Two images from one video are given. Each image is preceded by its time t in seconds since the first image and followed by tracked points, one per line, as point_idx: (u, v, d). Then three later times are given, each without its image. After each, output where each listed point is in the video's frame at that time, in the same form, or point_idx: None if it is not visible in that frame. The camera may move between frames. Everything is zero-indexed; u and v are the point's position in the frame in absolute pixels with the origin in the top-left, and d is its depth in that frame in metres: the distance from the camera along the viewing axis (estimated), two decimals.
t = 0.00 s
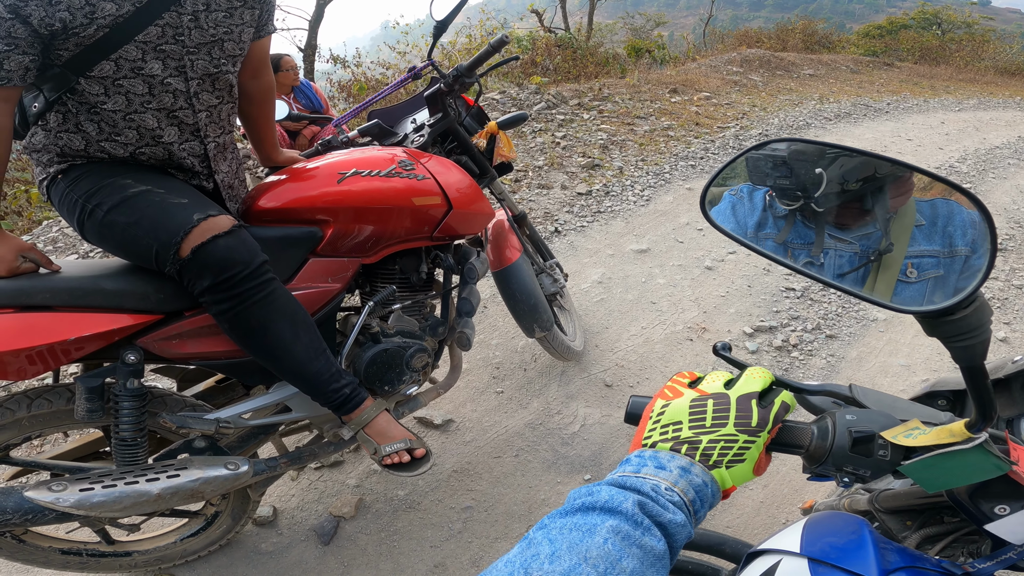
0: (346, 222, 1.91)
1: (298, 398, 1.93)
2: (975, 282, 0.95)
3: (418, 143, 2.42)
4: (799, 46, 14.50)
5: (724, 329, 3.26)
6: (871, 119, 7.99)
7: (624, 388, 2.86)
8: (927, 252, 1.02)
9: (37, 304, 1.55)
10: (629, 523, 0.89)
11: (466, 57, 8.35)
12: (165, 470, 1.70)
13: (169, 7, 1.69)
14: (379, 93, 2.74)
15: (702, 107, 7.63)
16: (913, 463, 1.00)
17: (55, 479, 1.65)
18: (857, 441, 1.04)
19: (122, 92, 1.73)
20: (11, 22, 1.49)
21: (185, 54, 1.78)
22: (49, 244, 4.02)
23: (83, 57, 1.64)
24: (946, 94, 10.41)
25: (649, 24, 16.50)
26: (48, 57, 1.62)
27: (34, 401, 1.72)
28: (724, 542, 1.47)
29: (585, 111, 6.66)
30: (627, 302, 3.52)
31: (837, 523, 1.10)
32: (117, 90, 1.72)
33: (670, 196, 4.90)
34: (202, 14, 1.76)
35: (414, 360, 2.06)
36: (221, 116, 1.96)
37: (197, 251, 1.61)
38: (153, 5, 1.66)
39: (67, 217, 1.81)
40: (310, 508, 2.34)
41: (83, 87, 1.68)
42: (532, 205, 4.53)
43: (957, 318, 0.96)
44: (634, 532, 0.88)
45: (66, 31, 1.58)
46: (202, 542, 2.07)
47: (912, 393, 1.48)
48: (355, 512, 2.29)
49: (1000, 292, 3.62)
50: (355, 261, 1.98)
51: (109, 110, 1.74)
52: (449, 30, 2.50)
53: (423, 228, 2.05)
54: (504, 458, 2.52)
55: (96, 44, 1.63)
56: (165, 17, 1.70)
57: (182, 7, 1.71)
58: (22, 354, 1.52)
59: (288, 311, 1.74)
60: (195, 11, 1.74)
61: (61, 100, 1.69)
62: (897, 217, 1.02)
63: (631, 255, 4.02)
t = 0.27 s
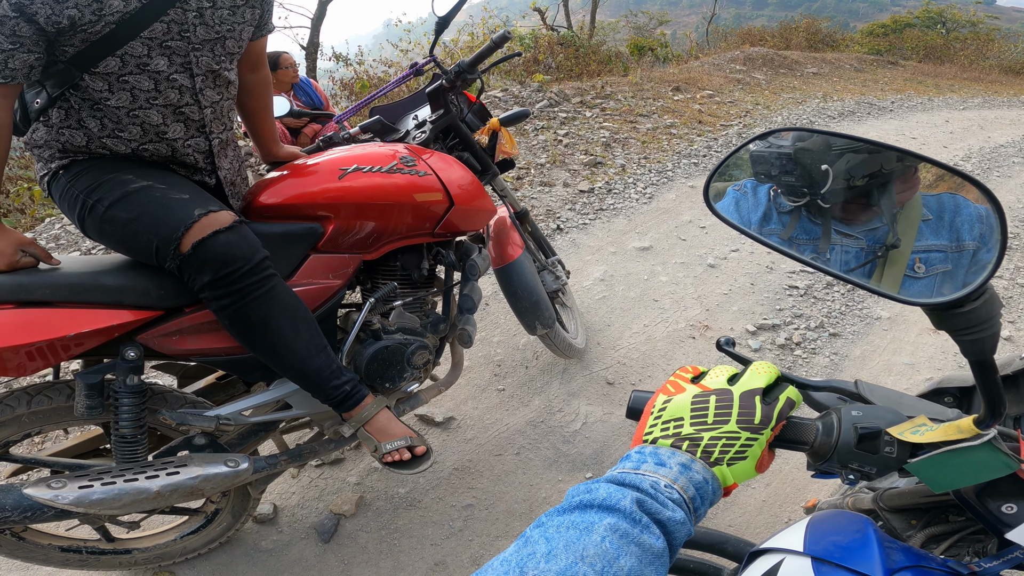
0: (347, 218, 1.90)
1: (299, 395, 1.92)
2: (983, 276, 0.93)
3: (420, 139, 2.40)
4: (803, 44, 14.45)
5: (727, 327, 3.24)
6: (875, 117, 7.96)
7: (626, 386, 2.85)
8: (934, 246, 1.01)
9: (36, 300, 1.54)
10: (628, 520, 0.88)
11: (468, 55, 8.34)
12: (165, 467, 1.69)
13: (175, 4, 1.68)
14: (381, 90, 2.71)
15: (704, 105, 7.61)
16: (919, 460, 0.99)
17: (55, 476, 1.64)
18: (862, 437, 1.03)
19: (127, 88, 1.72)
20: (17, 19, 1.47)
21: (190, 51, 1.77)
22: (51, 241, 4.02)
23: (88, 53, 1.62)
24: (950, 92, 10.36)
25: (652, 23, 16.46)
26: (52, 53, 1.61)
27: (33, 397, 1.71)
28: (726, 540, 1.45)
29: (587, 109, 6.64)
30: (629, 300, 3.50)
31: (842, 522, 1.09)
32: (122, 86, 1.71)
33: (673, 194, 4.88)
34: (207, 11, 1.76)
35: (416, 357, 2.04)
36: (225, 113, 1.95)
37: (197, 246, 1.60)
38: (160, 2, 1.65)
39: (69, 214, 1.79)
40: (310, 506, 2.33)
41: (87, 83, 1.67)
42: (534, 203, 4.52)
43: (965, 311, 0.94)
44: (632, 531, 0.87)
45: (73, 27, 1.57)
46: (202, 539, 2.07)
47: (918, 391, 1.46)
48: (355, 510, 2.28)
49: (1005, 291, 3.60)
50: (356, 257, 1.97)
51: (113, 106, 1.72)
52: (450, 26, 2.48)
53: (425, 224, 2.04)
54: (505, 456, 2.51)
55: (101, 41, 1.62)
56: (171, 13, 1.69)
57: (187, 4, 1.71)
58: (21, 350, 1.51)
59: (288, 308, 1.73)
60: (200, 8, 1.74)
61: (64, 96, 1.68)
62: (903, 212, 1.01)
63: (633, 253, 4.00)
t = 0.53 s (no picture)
0: (348, 217, 1.90)
1: (300, 395, 1.92)
2: (986, 276, 0.92)
3: (422, 139, 2.39)
4: (806, 44, 14.42)
5: (729, 327, 3.23)
6: (879, 117, 7.94)
7: (628, 387, 2.84)
8: (937, 245, 1.00)
9: (37, 299, 1.54)
10: (626, 521, 0.87)
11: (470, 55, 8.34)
12: (166, 467, 1.69)
13: (189, 5, 1.71)
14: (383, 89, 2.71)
15: (707, 105, 7.59)
16: (920, 461, 0.98)
17: (55, 476, 1.64)
18: (864, 438, 1.03)
19: (143, 88, 1.72)
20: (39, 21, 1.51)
21: (203, 50, 1.79)
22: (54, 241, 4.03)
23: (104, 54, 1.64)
24: (954, 92, 10.32)
25: (654, 23, 16.46)
26: (64, 55, 1.62)
27: (34, 396, 1.71)
28: (727, 541, 1.44)
29: (589, 109, 6.64)
30: (631, 300, 3.50)
31: (844, 523, 1.08)
32: (137, 86, 1.71)
33: (675, 194, 4.87)
34: (218, 11, 1.79)
35: (417, 357, 2.04)
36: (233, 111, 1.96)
37: (196, 247, 1.60)
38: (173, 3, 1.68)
39: (70, 216, 1.78)
40: (311, 506, 2.33)
41: (101, 83, 1.67)
42: (536, 203, 4.51)
43: (969, 310, 0.95)
44: (631, 531, 0.86)
45: (92, 30, 1.59)
46: (202, 539, 2.06)
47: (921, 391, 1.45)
48: (356, 510, 2.28)
49: (1008, 292, 3.58)
50: (357, 256, 1.97)
51: (127, 106, 1.73)
52: (452, 27, 2.48)
53: (427, 224, 2.04)
54: (506, 456, 2.50)
55: (117, 43, 1.64)
56: (185, 14, 1.71)
57: (200, 6, 1.74)
58: (22, 349, 1.51)
59: (288, 309, 1.73)
60: (212, 9, 1.77)
61: (73, 96, 1.67)
62: (906, 212, 1.00)
63: (635, 253, 3.99)
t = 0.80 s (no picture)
0: (351, 222, 1.91)
1: (302, 399, 1.93)
2: (986, 285, 0.93)
3: (424, 143, 2.40)
4: (808, 48, 14.42)
5: (730, 331, 3.23)
6: (881, 121, 7.94)
7: (629, 391, 2.84)
8: (939, 253, 1.01)
9: (41, 303, 1.55)
10: (626, 528, 0.88)
11: (473, 57, 8.36)
12: (168, 470, 1.70)
13: (191, 7, 1.71)
14: (385, 93, 2.72)
15: (709, 109, 7.60)
16: (918, 469, 0.98)
17: (58, 479, 1.65)
18: (863, 446, 1.03)
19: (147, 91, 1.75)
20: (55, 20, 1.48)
21: (205, 53, 1.82)
22: (57, 243, 4.04)
23: (111, 57, 1.64)
24: (956, 96, 10.32)
25: (657, 26, 16.48)
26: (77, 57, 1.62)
27: (38, 399, 1.72)
28: (726, 546, 1.45)
29: (591, 112, 6.65)
30: (632, 304, 3.50)
31: (842, 529, 1.08)
32: (142, 89, 1.74)
33: (676, 198, 4.87)
34: (219, 13, 1.80)
35: (419, 361, 2.05)
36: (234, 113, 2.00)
37: (197, 254, 1.60)
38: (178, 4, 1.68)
39: (73, 221, 1.79)
40: (312, 509, 2.33)
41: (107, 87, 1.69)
42: (537, 206, 4.52)
43: (967, 321, 0.94)
44: (631, 538, 0.87)
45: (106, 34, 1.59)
46: (204, 541, 2.07)
47: (921, 399, 1.46)
48: (357, 513, 2.29)
49: (1010, 296, 3.58)
50: (359, 261, 1.98)
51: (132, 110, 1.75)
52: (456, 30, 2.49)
53: (429, 228, 2.04)
54: (507, 460, 2.51)
55: (125, 45, 1.64)
56: (188, 16, 1.72)
57: (202, 7, 1.74)
58: (26, 353, 1.52)
59: (289, 315, 1.73)
60: (213, 11, 1.78)
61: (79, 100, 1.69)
62: (909, 217, 1.01)
63: (637, 257, 4.00)
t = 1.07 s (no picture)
0: (353, 226, 1.92)
1: (303, 401, 1.94)
2: (978, 297, 0.95)
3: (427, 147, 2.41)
4: (811, 51, 14.41)
5: (730, 336, 3.24)
6: (884, 124, 7.94)
7: (629, 395, 2.85)
8: (934, 264, 1.02)
9: (46, 306, 1.56)
10: (620, 534, 0.89)
11: (475, 60, 8.38)
12: (170, 472, 1.71)
13: (196, 9, 1.78)
14: (388, 96, 2.72)
15: (711, 112, 7.61)
16: (908, 477, 0.99)
17: (61, 480, 1.66)
18: (853, 455, 1.05)
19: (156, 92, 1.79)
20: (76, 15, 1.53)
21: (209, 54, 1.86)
22: (61, 243, 4.06)
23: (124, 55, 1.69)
24: (960, 100, 10.31)
25: (660, 29, 16.50)
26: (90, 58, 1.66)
27: (42, 401, 1.74)
28: (723, 550, 1.45)
29: (593, 115, 6.66)
30: (633, 308, 3.51)
31: (836, 534, 1.09)
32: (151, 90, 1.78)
33: (678, 201, 4.88)
34: (222, 15, 1.86)
35: (420, 364, 2.06)
36: (237, 115, 2.04)
37: (201, 258, 1.61)
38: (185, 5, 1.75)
39: (78, 223, 1.80)
40: (312, 510, 2.35)
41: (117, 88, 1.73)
42: (539, 209, 4.53)
43: (955, 336, 0.98)
44: (625, 544, 0.88)
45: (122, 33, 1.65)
46: (204, 542, 2.08)
47: (917, 407, 1.47)
48: (357, 515, 2.30)
49: (1011, 302, 3.59)
50: (361, 265, 1.99)
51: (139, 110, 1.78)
52: (458, 34, 2.50)
53: (431, 232, 2.06)
54: (507, 462, 2.52)
55: (139, 44, 1.70)
56: (194, 18, 1.78)
57: (207, 9, 1.81)
58: (30, 355, 1.53)
59: (293, 318, 1.75)
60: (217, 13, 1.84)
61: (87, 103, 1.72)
62: (904, 227, 1.01)
63: (638, 261, 4.01)
